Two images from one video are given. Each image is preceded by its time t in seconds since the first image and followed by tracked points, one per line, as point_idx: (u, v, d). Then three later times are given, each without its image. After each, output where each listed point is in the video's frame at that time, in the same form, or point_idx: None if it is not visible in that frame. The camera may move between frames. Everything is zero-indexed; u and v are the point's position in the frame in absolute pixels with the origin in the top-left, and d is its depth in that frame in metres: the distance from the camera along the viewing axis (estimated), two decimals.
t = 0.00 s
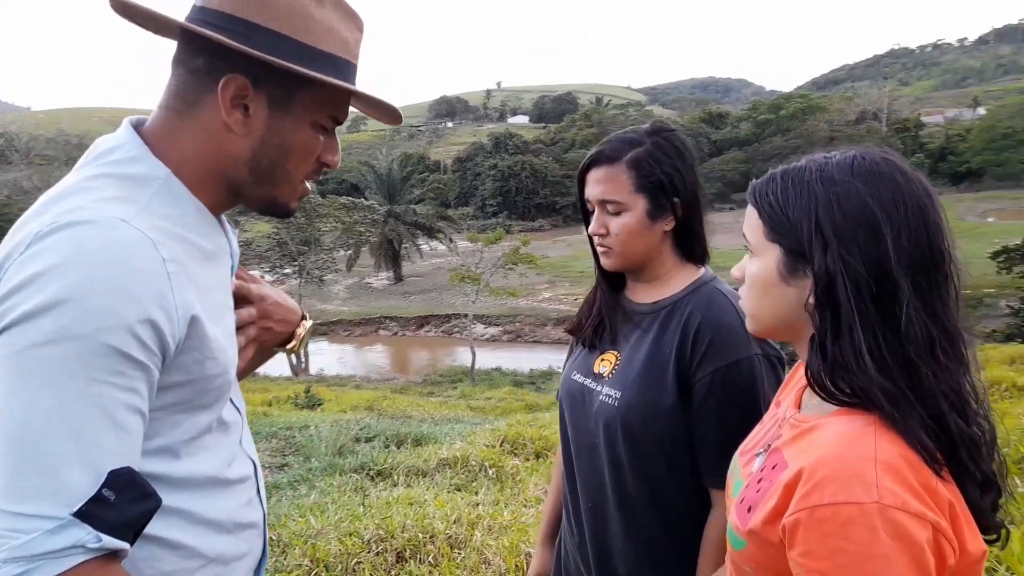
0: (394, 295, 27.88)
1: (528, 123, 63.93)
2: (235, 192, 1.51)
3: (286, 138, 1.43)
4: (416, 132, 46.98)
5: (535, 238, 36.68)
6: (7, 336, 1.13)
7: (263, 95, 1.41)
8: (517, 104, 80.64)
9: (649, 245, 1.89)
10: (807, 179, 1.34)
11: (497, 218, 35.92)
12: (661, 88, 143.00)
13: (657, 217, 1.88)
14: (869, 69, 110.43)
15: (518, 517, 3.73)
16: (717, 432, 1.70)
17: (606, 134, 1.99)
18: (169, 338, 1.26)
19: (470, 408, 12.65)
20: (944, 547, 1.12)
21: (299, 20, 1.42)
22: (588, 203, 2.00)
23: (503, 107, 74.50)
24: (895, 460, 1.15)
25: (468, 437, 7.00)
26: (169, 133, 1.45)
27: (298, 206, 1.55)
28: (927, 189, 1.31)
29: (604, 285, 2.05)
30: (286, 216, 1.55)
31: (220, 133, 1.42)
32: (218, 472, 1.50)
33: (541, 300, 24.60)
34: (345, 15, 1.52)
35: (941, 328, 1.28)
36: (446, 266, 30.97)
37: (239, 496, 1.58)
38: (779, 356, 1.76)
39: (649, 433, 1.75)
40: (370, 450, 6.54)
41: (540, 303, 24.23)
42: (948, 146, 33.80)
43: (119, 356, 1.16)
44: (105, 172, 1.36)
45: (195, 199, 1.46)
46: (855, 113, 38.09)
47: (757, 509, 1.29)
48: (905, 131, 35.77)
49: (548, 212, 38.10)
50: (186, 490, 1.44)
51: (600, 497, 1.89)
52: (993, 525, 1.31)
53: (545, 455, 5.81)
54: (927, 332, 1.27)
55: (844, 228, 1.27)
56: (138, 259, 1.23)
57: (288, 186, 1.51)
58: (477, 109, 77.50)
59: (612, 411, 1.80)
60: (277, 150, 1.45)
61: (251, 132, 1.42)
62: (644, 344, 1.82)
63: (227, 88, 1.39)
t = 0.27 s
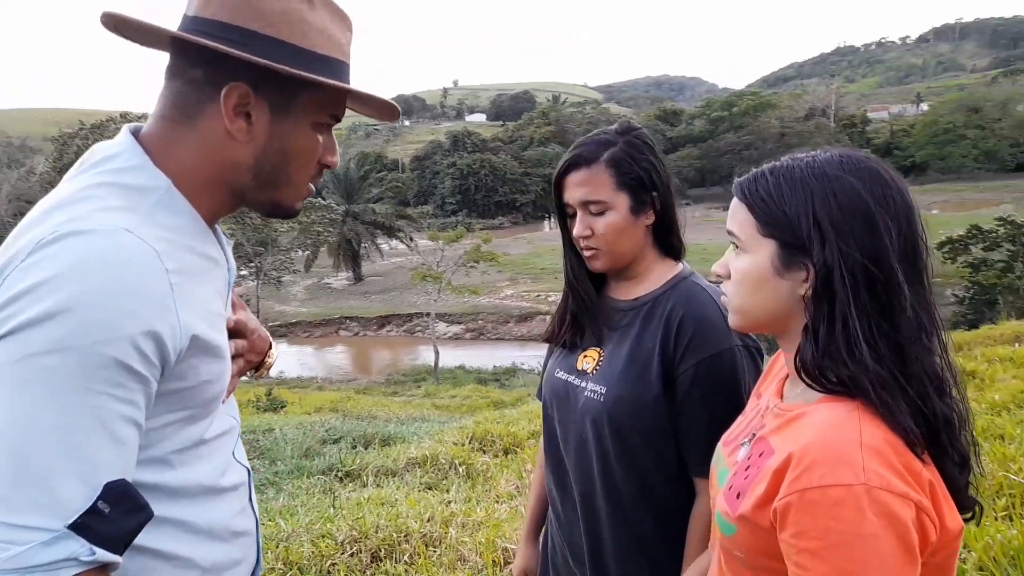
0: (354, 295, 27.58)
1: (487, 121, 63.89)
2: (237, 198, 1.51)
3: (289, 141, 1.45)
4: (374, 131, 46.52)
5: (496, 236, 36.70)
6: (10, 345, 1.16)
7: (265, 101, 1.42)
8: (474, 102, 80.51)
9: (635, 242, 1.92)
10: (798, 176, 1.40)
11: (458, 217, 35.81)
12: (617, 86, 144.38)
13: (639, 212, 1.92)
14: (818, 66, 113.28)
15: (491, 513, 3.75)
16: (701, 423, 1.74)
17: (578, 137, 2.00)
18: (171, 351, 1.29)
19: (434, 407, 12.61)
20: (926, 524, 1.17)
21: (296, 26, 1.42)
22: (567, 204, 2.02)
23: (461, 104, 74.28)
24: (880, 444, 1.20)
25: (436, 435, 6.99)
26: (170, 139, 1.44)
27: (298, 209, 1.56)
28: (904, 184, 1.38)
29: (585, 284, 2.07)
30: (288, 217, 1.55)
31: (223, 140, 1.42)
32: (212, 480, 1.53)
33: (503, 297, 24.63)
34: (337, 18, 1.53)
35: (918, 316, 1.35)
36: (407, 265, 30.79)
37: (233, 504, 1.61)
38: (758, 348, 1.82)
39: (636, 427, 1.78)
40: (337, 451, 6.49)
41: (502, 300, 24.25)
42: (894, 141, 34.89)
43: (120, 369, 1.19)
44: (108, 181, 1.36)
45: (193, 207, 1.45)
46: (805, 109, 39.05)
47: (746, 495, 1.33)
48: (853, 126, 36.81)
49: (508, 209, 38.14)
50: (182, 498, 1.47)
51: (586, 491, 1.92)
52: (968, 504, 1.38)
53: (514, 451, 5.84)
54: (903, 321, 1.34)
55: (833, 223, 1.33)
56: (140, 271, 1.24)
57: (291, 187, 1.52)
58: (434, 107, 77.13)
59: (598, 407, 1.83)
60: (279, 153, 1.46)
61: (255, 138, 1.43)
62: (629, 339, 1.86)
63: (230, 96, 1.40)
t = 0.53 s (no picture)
0: (326, 286, 27.34)
1: (459, 110, 63.57)
2: (233, 186, 1.50)
3: (283, 126, 1.43)
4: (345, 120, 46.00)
5: (469, 226, 36.61)
6: (29, 330, 1.14)
7: (260, 86, 1.41)
8: (446, 92, 79.98)
9: (615, 237, 1.94)
10: (778, 167, 1.43)
11: (431, 207, 35.64)
12: (590, 77, 144.62)
13: (618, 207, 1.93)
14: (787, 59, 114.70)
15: (471, 503, 3.78)
16: (687, 410, 1.78)
17: (556, 134, 2.01)
18: (187, 334, 1.27)
19: (409, 398, 12.59)
20: (906, 501, 1.21)
21: (289, 10, 1.40)
22: (548, 201, 2.04)
23: (433, 93, 73.73)
24: (862, 425, 1.24)
25: (412, 426, 6.98)
26: (164, 127, 1.43)
27: (293, 194, 1.55)
28: (881, 173, 1.42)
29: (571, 278, 2.09)
30: (284, 203, 1.55)
31: (217, 127, 1.41)
32: (217, 466, 1.52)
33: (477, 288, 24.62)
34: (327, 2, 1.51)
35: (895, 301, 1.39)
36: (380, 255, 30.57)
37: (237, 490, 1.60)
38: (743, 337, 1.84)
39: (624, 415, 1.81)
40: (312, 443, 6.45)
41: (476, 291, 24.26)
42: (860, 134, 35.53)
43: (141, 353, 1.18)
44: (114, 168, 1.33)
45: (194, 195, 1.44)
46: (774, 102, 39.54)
47: (733, 477, 1.37)
48: (821, 119, 37.38)
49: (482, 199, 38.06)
50: (192, 483, 1.46)
51: (575, 478, 1.94)
52: (943, 481, 1.43)
53: (490, 441, 5.87)
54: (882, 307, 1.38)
55: (816, 213, 1.36)
56: (155, 256, 1.23)
57: (285, 173, 1.51)
58: (406, 96, 76.47)
59: (587, 397, 1.86)
60: (275, 138, 1.45)
61: (249, 124, 1.41)
62: (615, 330, 1.89)
63: (225, 81, 1.38)
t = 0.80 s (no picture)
0: (299, 292, 27.05)
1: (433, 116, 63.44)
2: (214, 192, 1.49)
3: (265, 132, 1.43)
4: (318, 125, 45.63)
5: (444, 232, 36.54)
6: (20, 336, 1.12)
7: (241, 91, 1.40)
8: (420, 97, 79.82)
9: (591, 246, 1.96)
10: (749, 176, 1.46)
11: (405, 212, 35.49)
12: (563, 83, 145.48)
13: (593, 216, 1.95)
14: (757, 68, 116.59)
15: (448, 509, 3.76)
16: (664, 415, 1.80)
17: (532, 145, 2.03)
18: (178, 335, 1.26)
19: (383, 405, 12.50)
20: (873, 499, 1.24)
21: (270, 16, 1.40)
22: (525, 211, 2.05)
23: (407, 98, 73.51)
24: (830, 426, 1.27)
25: (388, 433, 6.94)
26: (144, 133, 1.41)
27: (273, 200, 1.55)
28: (846, 182, 1.46)
29: (549, 286, 2.11)
30: (263, 209, 1.54)
31: (198, 132, 1.40)
32: (203, 469, 1.50)
33: (452, 294, 24.57)
34: (308, 9, 1.52)
35: (860, 306, 1.43)
36: (354, 261, 30.35)
37: (222, 495, 1.59)
38: (718, 342, 1.87)
39: (601, 420, 1.83)
40: (286, 451, 6.37)
41: (451, 297, 24.20)
42: (828, 142, 36.19)
43: (135, 355, 1.17)
44: (95, 173, 1.32)
45: (176, 200, 1.43)
46: (745, 110, 40.10)
47: (708, 478, 1.39)
48: (790, 127, 37.99)
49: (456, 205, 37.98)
50: (178, 488, 1.45)
51: (554, 483, 1.96)
52: (909, 478, 1.47)
53: (467, 447, 5.85)
54: (848, 311, 1.42)
55: (786, 219, 1.39)
56: (144, 259, 1.22)
57: (265, 180, 1.50)
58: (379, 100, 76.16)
59: (566, 403, 1.88)
60: (256, 144, 1.44)
61: (231, 130, 1.41)
62: (593, 337, 1.91)
63: (205, 88, 1.38)
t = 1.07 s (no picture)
0: (288, 294, 26.95)
1: (423, 118, 63.45)
2: (209, 192, 1.48)
3: (260, 135, 1.43)
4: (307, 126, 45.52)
5: (434, 234, 36.51)
6: (14, 337, 1.11)
7: (238, 93, 1.40)
8: (410, 99, 79.78)
9: (583, 248, 1.97)
10: (744, 179, 1.48)
11: (395, 214, 35.46)
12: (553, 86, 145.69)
13: (586, 218, 1.95)
14: (745, 71, 117.35)
15: (439, 510, 3.76)
16: (657, 415, 1.81)
17: (525, 145, 2.03)
18: (173, 335, 1.26)
19: (373, 407, 12.48)
20: (865, 495, 1.26)
21: (266, 20, 1.40)
22: (519, 213, 2.05)
23: (397, 100, 73.43)
24: (823, 424, 1.28)
25: (379, 435, 6.93)
26: (141, 134, 1.40)
27: (266, 203, 1.55)
28: (834, 185, 1.49)
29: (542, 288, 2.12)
30: (256, 212, 1.54)
31: (193, 134, 1.39)
32: (197, 470, 1.50)
33: (442, 296, 24.56)
34: (303, 12, 1.52)
35: (852, 305, 1.45)
36: (343, 263, 30.27)
37: (217, 496, 1.59)
38: (710, 343, 1.89)
39: (595, 420, 1.84)
40: (276, 454, 6.35)
41: (441, 299, 24.20)
42: (816, 145, 36.46)
43: (129, 357, 1.16)
44: (93, 175, 1.32)
45: (173, 202, 1.43)
46: (733, 113, 40.41)
47: (704, 476, 1.40)
48: (778, 130, 38.26)
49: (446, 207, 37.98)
50: (173, 490, 1.45)
51: (548, 484, 1.96)
52: (899, 475, 1.49)
53: (459, 449, 5.85)
54: (839, 311, 1.44)
55: (777, 221, 1.41)
56: (141, 259, 1.22)
57: (259, 182, 1.50)
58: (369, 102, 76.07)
59: (561, 404, 1.89)
60: (250, 146, 1.44)
61: (226, 133, 1.40)
62: (586, 339, 1.92)
63: (201, 89, 1.37)
